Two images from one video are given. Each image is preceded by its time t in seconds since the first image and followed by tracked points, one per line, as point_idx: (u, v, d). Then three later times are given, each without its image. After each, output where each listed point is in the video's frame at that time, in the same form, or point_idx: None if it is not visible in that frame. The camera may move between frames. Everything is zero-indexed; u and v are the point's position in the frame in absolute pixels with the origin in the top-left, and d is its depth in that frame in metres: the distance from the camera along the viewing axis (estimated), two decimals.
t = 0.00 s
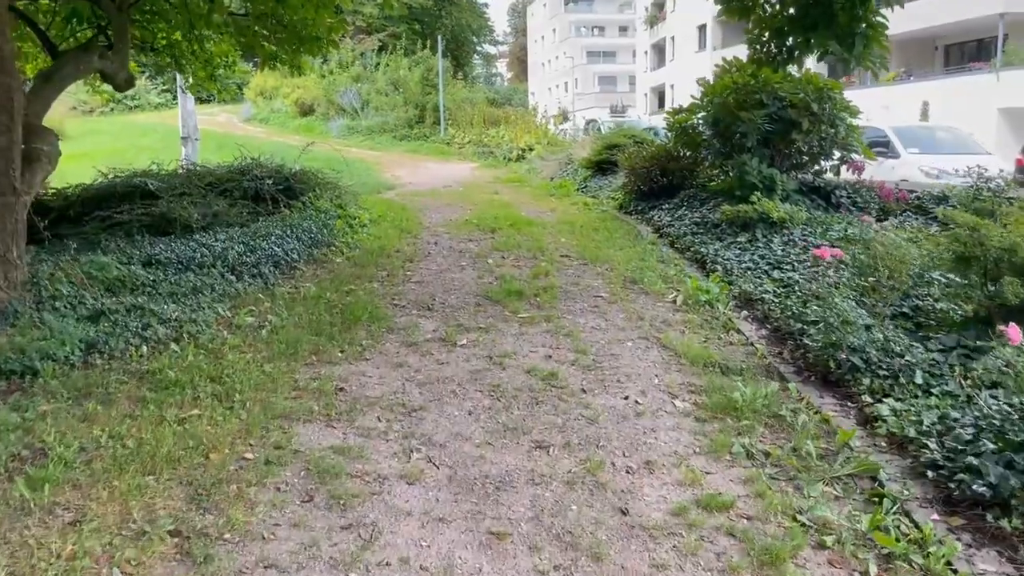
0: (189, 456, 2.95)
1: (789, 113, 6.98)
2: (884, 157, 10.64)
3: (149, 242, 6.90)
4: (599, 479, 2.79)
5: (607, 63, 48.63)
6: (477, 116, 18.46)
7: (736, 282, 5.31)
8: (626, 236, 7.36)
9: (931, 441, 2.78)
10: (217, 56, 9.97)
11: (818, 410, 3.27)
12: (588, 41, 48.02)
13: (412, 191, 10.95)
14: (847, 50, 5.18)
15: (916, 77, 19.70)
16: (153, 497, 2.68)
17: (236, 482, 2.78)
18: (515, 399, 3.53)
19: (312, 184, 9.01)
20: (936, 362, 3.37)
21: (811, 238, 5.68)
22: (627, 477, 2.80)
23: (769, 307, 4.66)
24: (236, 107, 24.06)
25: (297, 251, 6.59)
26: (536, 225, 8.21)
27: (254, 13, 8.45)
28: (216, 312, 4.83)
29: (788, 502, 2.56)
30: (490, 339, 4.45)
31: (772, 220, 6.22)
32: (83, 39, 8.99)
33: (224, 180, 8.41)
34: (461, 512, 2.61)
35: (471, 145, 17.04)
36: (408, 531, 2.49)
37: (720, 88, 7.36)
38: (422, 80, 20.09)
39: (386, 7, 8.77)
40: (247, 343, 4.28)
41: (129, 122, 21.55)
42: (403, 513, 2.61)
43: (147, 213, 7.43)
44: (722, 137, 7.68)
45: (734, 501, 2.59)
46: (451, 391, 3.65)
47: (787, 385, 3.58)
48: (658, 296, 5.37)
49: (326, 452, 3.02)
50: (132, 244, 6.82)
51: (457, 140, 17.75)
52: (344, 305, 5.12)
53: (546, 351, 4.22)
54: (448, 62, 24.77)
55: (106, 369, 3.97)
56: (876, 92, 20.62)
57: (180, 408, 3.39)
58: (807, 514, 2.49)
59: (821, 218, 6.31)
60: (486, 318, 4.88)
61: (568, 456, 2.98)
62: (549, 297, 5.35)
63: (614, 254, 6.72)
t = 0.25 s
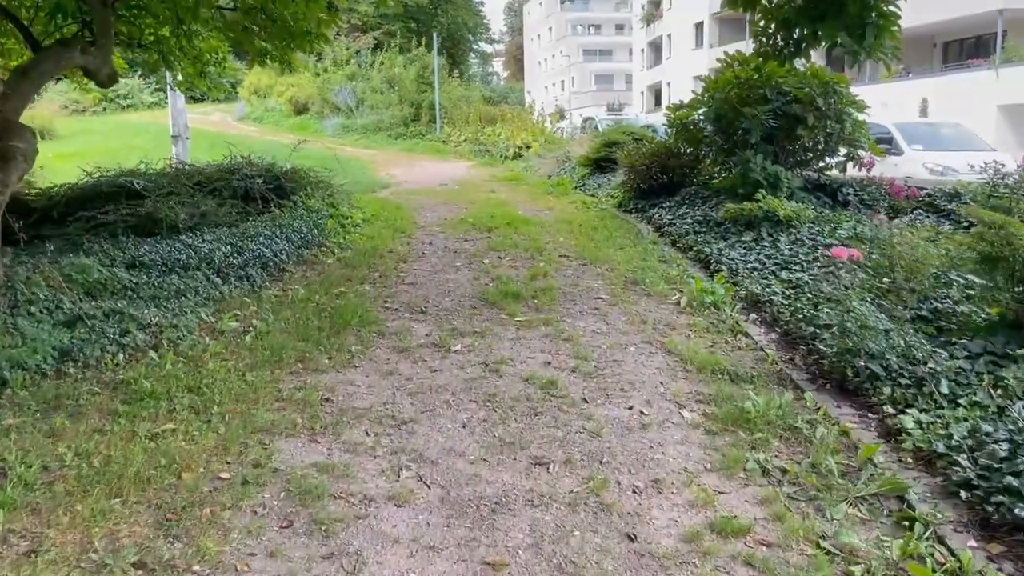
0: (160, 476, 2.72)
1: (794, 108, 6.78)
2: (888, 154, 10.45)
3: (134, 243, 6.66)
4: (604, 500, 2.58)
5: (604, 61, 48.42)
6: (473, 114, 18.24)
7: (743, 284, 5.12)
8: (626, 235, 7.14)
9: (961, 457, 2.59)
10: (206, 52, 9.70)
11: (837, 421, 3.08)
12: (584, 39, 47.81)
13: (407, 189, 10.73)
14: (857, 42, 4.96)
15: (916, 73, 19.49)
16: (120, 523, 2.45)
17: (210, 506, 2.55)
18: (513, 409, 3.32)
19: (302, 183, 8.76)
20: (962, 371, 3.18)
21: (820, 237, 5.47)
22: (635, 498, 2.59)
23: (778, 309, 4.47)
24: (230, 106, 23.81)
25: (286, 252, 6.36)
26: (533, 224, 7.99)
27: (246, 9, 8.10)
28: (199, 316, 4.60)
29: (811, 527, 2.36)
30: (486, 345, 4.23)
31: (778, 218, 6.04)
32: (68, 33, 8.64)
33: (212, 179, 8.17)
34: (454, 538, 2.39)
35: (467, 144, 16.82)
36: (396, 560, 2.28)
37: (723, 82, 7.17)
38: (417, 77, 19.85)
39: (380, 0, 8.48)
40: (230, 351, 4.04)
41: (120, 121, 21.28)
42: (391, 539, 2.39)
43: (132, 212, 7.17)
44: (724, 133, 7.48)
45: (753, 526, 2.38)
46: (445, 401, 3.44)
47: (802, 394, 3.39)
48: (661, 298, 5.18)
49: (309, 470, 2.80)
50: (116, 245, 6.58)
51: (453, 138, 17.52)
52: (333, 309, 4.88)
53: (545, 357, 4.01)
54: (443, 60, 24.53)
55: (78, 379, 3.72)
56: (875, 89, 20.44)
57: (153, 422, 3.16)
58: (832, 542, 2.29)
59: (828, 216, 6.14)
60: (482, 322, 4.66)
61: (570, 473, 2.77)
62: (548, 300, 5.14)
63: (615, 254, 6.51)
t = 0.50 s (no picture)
0: (119, 519, 2.47)
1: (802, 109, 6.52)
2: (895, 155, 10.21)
3: (118, 251, 6.41)
4: (610, 546, 2.33)
5: (604, 61, 48.18)
6: (472, 114, 17.98)
7: (752, 295, 4.89)
8: (628, 242, 6.89)
9: (1004, 497, 2.37)
10: (197, 53, 9.43)
11: (862, 451, 2.86)
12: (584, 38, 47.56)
13: (403, 193, 10.48)
14: (872, 40, 4.68)
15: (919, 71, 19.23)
16: None
17: (171, 556, 2.30)
18: (509, 438, 3.07)
19: (295, 187, 8.50)
20: (996, 397, 2.96)
21: (832, 246, 5.24)
22: (643, 544, 2.34)
23: (792, 324, 4.25)
24: (226, 107, 23.56)
25: (276, 260, 6.11)
26: (533, 229, 7.74)
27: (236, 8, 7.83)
28: (179, 332, 4.36)
29: None
30: (481, 363, 3.99)
31: (788, 224, 5.80)
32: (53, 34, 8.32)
33: (201, 184, 7.92)
34: None
35: (465, 145, 16.57)
36: None
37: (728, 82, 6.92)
38: (415, 77, 19.58)
39: None
40: (209, 372, 3.80)
41: (115, 123, 21.02)
42: None
43: (117, 219, 6.91)
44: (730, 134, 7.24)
45: None
46: (435, 428, 3.19)
47: (821, 420, 3.17)
48: (665, 310, 4.93)
49: (284, 511, 2.55)
50: (99, 253, 6.31)
51: (451, 139, 17.28)
52: (322, 323, 4.64)
53: (544, 377, 3.76)
54: (442, 60, 24.28)
55: (44, 404, 3.46)
56: (878, 87, 20.19)
57: (118, 455, 2.91)
58: None
59: (840, 221, 5.91)
60: (477, 337, 4.41)
61: (571, 514, 2.52)
62: (548, 313, 4.88)
63: (617, 261, 6.27)
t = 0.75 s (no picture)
0: (83, 556, 2.26)
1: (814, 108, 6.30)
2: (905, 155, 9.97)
3: (107, 256, 6.20)
4: None
5: (606, 61, 48.01)
6: (473, 115, 17.77)
7: (765, 303, 4.69)
8: (633, 246, 6.68)
9: None
10: (192, 54, 9.23)
11: (891, 476, 2.67)
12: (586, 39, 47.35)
13: (403, 195, 10.28)
14: (890, 35, 4.42)
15: (924, 70, 18.98)
16: None
17: None
18: (509, 461, 2.85)
19: (291, 189, 8.29)
20: None
21: (848, 251, 5.04)
22: None
23: (808, 335, 4.06)
24: (225, 108, 23.38)
25: (269, 266, 5.90)
26: (535, 233, 7.53)
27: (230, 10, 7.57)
28: (164, 344, 4.16)
29: None
30: (481, 377, 3.77)
31: (800, 228, 5.60)
32: (44, 35, 8.09)
33: (195, 187, 7.71)
34: None
35: (467, 146, 16.36)
36: None
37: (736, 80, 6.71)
38: (416, 78, 19.37)
39: None
40: (193, 387, 3.59)
41: (113, 124, 20.85)
42: None
43: (107, 223, 6.69)
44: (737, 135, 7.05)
45: None
46: (430, 450, 2.97)
47: (845, 441, 2.98)
48: (674, 318, 4.72)
49: (263, 546, 2.34)
50: (87, 258, 6.11)
51: (452, 140, 17.08)
52: (314, 333, 4.43)
53: (547, 393, 3.55)
54: (443, 61, 24.08)
55: (15, 423, 3.25)
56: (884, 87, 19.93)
57: (88, 481, 2.70)
58: None
59: (854, 225, 5.69)
60: (477, 349, 4.20)
61: (576, 549, 2.31)
62: (552, 322, 4.67)
63: (622, 266, 6.05)
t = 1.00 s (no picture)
0: None
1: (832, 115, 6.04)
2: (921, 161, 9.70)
3: (98, 268, 5.98)
4: None
5: (612, 65, 47.81)
6: (478, 120, 17.55)
7: (786, 321, 4.44)
8: (643, 257, 6.42)
9: None
10: (190, 59, 9.01)
11: (937, 526, 2.42)
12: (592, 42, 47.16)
13: (406, 203, 10.05)
14: (918, 39, 4.14)
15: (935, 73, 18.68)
16: None
17: None
18: (516, 506, 2.61)
19: (291, 196, 8.06)
20: None
21: (873, 267, 4.79)
22: None
23: (834, 359, 3.82)
24: (229, 113, 23.23)
25: (265, 279, 5.66)
26: (542, 243, 7.29)
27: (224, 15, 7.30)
28: (149, 367, 3.92)
29: None
30: (484, 404, 3.52)
31: (819, 240, 5.34)
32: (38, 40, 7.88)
33: (192, 196, 7.48)
34: None
35: (471, 151, 16.15)
36: None
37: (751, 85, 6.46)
38: (420, 83, 19.16)
39: None
40: (176, 417, 3.35)
41: (116, 129, 20.71)
42: None
43: (99, 233, 6.46)
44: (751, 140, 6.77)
45: None
46: (430, 492, 2.72)
47: (883, 484, 2.74)
48: (689, 338, 4.47)
49: None
50: (76, 270, 5.88)
51: (457, 145, 16.87)
52: (308, 354, 4.18)
53: (555, 423, 3.30)
54: (448, 65, 23.89)
55: None
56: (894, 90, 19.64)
57: (52, 531, 2.46)
58: None
59: (875, 238, 5.44)
60: (481, 372, 3.95)
61: None
62: (561, 342, 4.42)
63: (632, 279, 5.80)
